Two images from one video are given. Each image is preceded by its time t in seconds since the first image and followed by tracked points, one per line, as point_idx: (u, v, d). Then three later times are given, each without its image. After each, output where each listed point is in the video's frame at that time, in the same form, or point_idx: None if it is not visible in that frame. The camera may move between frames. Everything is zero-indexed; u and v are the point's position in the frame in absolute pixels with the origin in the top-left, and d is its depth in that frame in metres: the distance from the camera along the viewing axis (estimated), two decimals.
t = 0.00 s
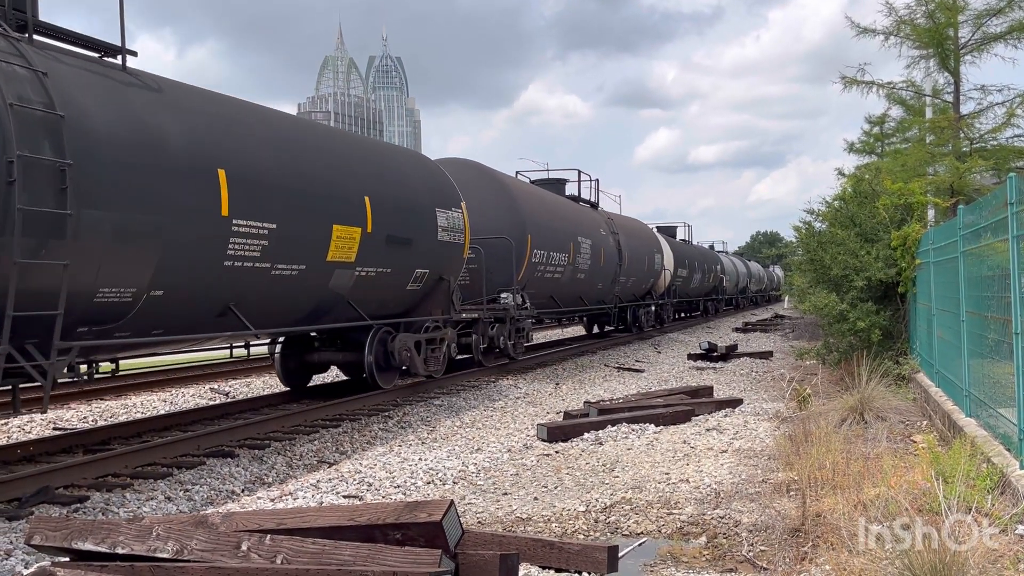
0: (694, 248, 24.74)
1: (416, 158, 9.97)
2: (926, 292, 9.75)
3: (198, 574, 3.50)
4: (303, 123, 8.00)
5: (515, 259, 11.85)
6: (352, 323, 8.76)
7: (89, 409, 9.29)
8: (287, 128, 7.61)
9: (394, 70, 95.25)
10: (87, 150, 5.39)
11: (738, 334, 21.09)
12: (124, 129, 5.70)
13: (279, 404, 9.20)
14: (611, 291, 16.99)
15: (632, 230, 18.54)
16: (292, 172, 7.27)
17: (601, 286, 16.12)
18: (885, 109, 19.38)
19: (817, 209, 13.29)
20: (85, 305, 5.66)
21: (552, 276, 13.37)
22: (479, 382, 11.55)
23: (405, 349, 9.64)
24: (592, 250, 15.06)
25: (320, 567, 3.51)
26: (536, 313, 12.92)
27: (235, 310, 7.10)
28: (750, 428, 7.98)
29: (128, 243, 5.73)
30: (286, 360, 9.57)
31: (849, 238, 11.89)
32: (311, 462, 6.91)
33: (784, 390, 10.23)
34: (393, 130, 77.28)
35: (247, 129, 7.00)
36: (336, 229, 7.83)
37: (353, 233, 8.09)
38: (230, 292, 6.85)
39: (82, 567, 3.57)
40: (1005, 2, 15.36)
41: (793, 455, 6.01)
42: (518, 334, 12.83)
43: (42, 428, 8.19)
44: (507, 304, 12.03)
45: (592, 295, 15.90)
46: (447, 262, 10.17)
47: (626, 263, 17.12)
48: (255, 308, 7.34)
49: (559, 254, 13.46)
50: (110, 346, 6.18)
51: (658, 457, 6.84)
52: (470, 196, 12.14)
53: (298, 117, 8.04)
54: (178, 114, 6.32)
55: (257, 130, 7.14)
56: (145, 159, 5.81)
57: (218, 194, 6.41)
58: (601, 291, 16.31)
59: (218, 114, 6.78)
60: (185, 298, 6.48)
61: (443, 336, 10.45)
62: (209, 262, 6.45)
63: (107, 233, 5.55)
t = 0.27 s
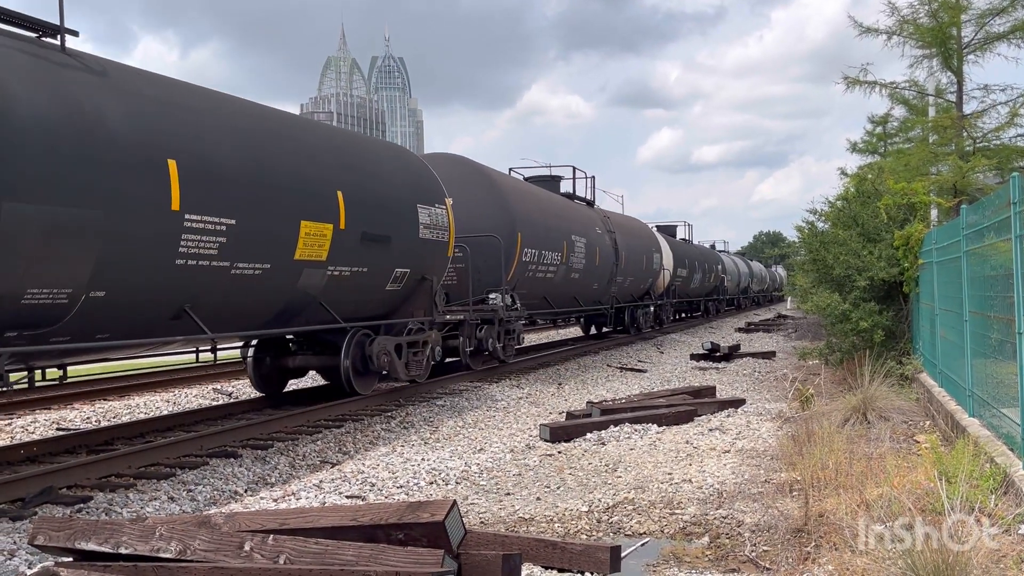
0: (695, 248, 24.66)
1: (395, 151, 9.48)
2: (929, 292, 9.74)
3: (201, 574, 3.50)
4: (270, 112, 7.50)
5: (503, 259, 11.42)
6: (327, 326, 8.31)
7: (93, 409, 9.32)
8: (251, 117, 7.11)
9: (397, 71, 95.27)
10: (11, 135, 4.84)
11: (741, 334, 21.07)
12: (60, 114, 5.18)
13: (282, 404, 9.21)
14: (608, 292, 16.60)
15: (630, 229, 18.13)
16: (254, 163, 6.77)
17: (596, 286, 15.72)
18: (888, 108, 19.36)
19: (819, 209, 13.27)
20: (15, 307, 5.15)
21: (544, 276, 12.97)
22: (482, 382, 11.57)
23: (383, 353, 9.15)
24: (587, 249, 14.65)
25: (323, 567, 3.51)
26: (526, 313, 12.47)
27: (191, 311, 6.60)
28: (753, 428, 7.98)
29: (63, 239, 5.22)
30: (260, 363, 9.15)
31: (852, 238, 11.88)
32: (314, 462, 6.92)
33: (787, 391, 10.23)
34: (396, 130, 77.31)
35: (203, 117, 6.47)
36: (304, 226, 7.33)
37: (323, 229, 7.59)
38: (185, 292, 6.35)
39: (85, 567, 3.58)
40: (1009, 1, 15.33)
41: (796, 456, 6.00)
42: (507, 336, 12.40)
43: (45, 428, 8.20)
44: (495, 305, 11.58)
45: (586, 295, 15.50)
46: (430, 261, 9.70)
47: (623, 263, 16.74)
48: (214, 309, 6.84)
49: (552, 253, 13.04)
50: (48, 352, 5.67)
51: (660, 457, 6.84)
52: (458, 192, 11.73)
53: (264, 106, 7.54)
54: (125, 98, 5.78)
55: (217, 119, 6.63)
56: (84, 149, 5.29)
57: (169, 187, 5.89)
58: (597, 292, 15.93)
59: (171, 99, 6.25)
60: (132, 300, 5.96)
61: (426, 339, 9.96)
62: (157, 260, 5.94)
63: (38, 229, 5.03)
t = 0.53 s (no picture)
0: (696, 248, 24.59)
1: (374, 144, 9.02)
2: (933, 291, 9.71)
3: (205, 573, 3.51)
4: (233, 100, 7.03)
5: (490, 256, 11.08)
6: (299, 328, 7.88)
7: (96, 409, 9.34)
8: (211, 105, 6.64)
9: (400, 70, 95.29)
10: None
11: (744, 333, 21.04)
12: None
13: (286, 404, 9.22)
14: (603, 291, 16.27)
15: (626, 227, 17.80)
16: (210, 154, 6.30)
17: (590, 286, 15.37)
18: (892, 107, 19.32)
19: (822, 208, 13.25)
20: None
21: (536, 275, 12.63)
22: (485, 382, 11.58)
23: (361, 356, 8.60)
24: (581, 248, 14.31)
25: (326, 566, 3.51)
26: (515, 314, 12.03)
27: (140, 313, 6.13)
28: (756, 427, 7.97)
29: None
30: (231, 369, 8.67)
31: (855, 237, 11.86)
32: (317, 462, 6.93)
33: (790, 390, 10.21)
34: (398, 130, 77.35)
35: (153, 102, 6.00)
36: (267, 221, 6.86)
37: (289, 225, 7.13)
38: (132, 291, 5.89)
39: (89, 566, 3.59)
40: None
41: (799, 455, 5.99)
42: (497, 339, 11.90)
43: (49, 428, 8.22)
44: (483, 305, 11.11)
45: (580, 295, 15.15)
46: (410, 260, 9.24)
47: (619, 262, 16.44)
48: (167, 311, 6.38)
49: (544, 252, 12.70)
50: None
51: (664, 457, 6.83)
52: (447, 187, 11.41)
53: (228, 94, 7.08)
54: (61, 80, 5.27)
55: (170, 105, 6.14)
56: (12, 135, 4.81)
57: (110, 178, 5.41)
58: (591, 292, 15.59)
59: (119, 83, 5.78)
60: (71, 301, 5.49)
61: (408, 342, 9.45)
62: (98, 258, 5.46)
63: None
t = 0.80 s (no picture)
0: (697, 246, 24.51)
1: (350, 135, 8.55)
2: (937, 289, 9.69)
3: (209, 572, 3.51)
4: (192, 85, 6.56)
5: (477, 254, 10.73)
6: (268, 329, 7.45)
7: (100, 408, 9.37)
8: (164, 89, 6.16)
9: (403, 70, 95.31)
10: None
11: (747, 332, 21.03)
12: None
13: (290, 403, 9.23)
14: (600, 290, 15.95)
15: (624, 224, 17.47)
16: (159, 141, 5.82)
17: (585, 285, 15.01)
18: (896, 106, 19.26)
19: (826, 207, 13.22)
20: None
21: (528, 274, 12.31)
22: (488, 381, 11.58)
23: (333, 359, 8.11)
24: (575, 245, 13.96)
25: (330, 565, 3.51)
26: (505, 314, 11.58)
27: (81, 313, 5.63)
28: (760, 426, 7.96)
29: None
30: (199, 374, 8.22)
31: (859, 236, 11.84)
32: (321, 461, 6.93)
33: (794, 389, 10.20)
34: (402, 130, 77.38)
35: (97, 83, 5.52)
36: (224, 214, 6.39)
37: (249, 218, 6.65)
38: (71, 289, 5.40)
39: (94, 565, 3.60)
40: None
41: (803, 454, 5.99)
42: (486, 341, 11.42)
43: (53, 427, 8.23)
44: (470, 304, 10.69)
45: (575, 295, 14.81)
46: (389, 257, 8.79)
47: (616, 260, 16.13)
48: (114, 312, 5.88)
49: (536, 250, 12.35)
50: None
51: (667, 455, 6.83)
52: (436, 182, 11.09)
53: (188, 79, 6.62)
54: None
55: (114, 87, 5.65)
56: None
57: (40, 164, 4.92)
58: (588, 291, 15.27)
59: (57, 62, 5.29)
60: None
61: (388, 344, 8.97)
62: (26, 252, 4.97)
63: None
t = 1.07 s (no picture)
0: (698, 244, 24.41)
1: (323, 125, 8.09)
2: (940, 288, 9.67)
3: (213, 570, 3.52)
4: (142, 69, 6.10)
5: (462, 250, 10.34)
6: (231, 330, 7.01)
7: (104, 407, 9.39)
8: (109, 71, 5.71)
9: (406, 68, 95.30)
10: None
11: (751, 331, 21.01)
12: None
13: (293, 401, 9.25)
14: (595, 288, 15.62)
15: (620, 221, 17.13)
16: (98, 128, 5.36)
17: (579, 283, 14.66)
18: (899, 103, 19.22)
19: (829, 205, 13.20)
20: None
21: (519, 271, 11.97)
22: (491, 379, 11.59)
23: (304, 363, 7.56)
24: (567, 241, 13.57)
25: (334, 563, 3.52)
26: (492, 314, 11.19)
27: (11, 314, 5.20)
28: (763, 424, 7.96)
29: None
30: (162, 378, 7.79)
31: (862, 234, 11.83)
32: (324, 459, 6.95)
33: (797, 387, 10.21)
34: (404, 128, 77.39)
35: (28, 63, 5.05)
36: (172, 207, 5.92)
37: (201, 213, 6.18)
38: None
39: (97, 563, 3.61)
40: None
41: (807, 453, 5.99)
42: (471, 342, 11.00)
43: (57, 426, 8.25)
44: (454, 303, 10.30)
45: (569, 293, 14.46)
46: (364, 254, 8.32)
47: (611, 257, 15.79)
48: (49, 311, 5.44)
49: (526, 246, 12.00)
50: None
51: (670, 454, 6.83)
52: (420, 176, 10.69)
53: (140, 62, 6.16)
54: None
55: (49, 69, 5.18)
56: None
57: None
58: (582, 288, 14.93)
59: None
60: None
61: (365, 346, 8.52)
62: None
63: None
